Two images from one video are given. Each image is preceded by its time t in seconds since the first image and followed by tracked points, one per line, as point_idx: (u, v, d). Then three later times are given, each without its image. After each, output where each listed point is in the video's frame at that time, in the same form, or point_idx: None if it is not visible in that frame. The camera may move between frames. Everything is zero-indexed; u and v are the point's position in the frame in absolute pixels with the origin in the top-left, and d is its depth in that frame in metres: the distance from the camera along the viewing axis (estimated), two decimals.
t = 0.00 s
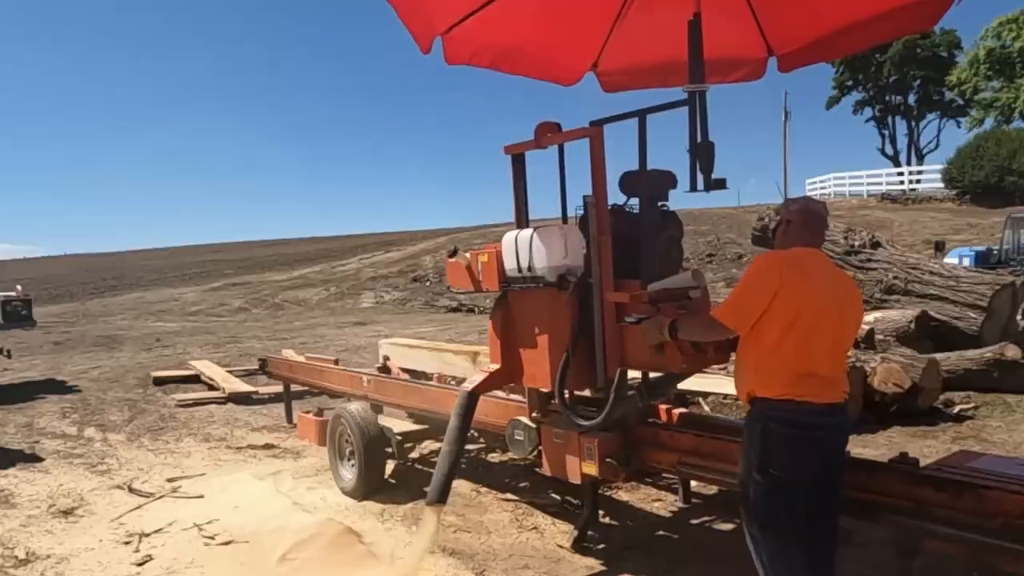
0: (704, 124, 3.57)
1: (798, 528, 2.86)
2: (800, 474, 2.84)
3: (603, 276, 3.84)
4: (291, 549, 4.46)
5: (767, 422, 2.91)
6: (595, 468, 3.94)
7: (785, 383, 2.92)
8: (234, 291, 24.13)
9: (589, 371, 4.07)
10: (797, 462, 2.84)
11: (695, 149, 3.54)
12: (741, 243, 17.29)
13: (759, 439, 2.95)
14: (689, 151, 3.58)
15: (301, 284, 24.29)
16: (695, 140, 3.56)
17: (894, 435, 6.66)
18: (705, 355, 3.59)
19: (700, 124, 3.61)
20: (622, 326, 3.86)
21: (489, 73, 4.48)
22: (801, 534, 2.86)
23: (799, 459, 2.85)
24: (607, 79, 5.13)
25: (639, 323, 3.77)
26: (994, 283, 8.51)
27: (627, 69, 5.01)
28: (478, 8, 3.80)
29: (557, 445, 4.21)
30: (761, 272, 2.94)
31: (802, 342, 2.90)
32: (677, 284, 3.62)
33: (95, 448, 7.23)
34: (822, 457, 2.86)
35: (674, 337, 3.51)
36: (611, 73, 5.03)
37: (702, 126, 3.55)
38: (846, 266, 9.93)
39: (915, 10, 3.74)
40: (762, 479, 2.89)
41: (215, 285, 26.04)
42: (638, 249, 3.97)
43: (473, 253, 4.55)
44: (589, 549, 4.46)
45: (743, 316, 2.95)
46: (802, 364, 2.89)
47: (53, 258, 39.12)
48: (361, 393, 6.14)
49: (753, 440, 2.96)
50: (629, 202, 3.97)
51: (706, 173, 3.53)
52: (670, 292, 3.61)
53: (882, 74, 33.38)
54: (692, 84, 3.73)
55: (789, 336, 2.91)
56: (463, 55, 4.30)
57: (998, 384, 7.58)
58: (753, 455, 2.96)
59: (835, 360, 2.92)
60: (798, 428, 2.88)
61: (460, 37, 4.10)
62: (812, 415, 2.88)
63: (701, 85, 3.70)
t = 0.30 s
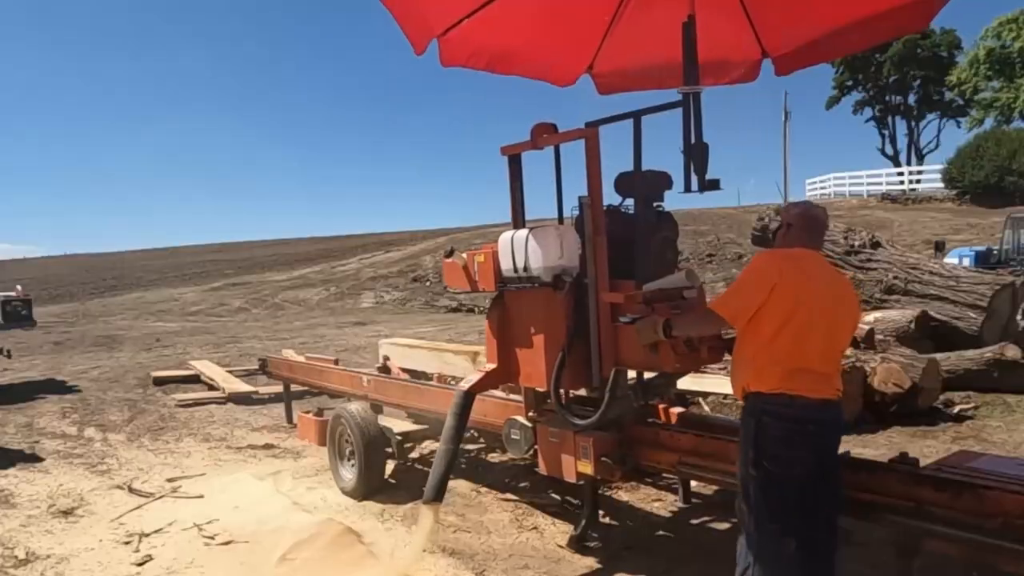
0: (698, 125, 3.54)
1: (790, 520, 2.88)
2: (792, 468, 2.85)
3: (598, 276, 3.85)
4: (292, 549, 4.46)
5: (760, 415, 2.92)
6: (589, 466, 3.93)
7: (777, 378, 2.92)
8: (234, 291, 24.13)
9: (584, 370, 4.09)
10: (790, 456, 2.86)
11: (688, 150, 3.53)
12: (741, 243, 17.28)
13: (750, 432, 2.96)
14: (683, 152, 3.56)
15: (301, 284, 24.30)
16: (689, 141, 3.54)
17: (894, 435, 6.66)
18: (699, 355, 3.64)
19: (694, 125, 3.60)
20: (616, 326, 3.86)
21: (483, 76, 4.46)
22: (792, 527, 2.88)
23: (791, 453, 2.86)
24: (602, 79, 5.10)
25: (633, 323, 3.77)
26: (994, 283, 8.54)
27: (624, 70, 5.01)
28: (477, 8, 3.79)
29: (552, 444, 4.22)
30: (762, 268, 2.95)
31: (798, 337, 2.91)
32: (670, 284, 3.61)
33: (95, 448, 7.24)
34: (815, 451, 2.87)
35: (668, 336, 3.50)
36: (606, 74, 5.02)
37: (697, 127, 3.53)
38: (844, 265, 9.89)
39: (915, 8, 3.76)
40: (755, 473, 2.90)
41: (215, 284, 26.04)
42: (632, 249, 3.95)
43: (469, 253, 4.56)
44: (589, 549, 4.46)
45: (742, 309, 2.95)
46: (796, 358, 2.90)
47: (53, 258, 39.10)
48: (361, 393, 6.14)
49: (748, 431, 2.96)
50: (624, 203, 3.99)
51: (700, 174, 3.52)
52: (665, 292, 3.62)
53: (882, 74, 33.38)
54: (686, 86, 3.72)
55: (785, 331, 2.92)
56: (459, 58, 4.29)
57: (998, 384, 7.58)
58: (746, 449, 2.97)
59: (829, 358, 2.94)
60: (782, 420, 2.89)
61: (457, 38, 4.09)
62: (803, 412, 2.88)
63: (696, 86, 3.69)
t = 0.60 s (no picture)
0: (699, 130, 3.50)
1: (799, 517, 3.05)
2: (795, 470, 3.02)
3: (593, 276, 3.87)
4: (292, 549, 4.47)
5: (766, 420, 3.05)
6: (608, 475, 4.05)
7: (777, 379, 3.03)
8: (234, 291, 24.12)
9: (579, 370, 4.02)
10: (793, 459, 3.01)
11: (683, 152, 3.49)
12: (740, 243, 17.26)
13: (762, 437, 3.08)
14: (678, 153, 3.52)
15: (301, 285, 24.28)
16: (685, 142, 3.52)
17: (894, 436, 6.66)
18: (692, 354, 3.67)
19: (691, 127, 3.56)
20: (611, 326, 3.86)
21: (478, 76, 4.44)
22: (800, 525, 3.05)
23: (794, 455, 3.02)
24: (594, 79, 5.08)
25: (625, 324, 3.78)
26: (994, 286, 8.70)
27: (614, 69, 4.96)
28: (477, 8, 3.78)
29: (548, 443, 4.37)
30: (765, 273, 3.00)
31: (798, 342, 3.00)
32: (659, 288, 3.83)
33: (95, 449, 7.24)
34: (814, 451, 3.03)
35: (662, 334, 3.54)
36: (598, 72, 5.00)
37: (696, 131, 3.49)
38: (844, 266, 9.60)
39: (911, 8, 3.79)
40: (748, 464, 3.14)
41: (216, 285, 26.08)
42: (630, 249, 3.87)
43: (467, 257, 4.62)
44: (589, 550, 4.46)
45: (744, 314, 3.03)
46: (796, 361, 3.01)
47: (55, 259, 39.18)
48: (361, 393, 6.15)
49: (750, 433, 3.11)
50: (619, 203, 3.85)
51: (696, 176, 3.49)
52: (658, 291, 3.83)
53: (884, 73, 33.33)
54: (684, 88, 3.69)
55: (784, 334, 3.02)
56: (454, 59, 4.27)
57: (999, 385, 7.57)
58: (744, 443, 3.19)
59: (826, 360, 3.05)
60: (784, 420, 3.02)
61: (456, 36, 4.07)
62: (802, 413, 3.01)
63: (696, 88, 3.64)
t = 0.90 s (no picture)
0: (714, 129, 3.52)
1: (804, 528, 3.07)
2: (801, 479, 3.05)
3: (614, 287, 3.85)
4: (293, 554, 4.45)
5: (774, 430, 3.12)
6: (604, 476, 4.05)
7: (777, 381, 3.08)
8: (235, 295, 24.11)
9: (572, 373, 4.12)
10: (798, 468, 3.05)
11: (703, 153, 3.48)
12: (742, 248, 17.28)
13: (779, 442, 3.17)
14: (695, 154, 3.51)
15: (302, 289, 24.27)
16: (691, 143, 3.51)
17: (896, 440, 6.66)
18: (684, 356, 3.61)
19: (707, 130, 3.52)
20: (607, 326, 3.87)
21: (479, 73, 4.39)
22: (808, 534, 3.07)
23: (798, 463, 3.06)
24: (590, 78, 5.04)
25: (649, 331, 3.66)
26: (997, 290, 8.72)
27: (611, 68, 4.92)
28: None
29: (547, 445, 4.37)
30: (765, 273, 3.10)
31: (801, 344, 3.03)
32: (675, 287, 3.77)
33: (96, 453, 7.23)
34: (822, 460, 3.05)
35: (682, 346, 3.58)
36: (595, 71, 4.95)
37: (713, 130, 3.50)
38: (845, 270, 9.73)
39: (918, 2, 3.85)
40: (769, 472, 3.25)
41: (217, 289, 26.07)
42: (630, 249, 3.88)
43: (480, 266, 4.54)
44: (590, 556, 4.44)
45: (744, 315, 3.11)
46: (797, 364, 3.04)
47: (56, 262, 39.16)
48: (362, 396, 6.15)
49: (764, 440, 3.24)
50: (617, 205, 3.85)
51: (714, 178, 3.47)
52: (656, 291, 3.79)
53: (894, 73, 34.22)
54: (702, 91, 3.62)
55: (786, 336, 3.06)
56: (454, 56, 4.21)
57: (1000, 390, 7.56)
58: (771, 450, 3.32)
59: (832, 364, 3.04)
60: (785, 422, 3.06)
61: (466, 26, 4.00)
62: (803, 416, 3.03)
63: (715, 89, 3.60)
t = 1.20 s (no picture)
0: (704, 131, 3.57)
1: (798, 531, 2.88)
2: (797, 482, 2.86)
3: (605, 287, 3.86)
4: (293, 557, 4.44)
5: (767, 433, 2.94)
6: (596, 475, 4.00)
7: (767, 380, 2.95)
8: (237, 297, 24.13)
9: (589, 387, 4.08)
10: (795, 470, 2.87)
11: (694, 156, 3.55)
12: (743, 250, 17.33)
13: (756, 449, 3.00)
14: (688, 159, 3.59)
15: (303, 291, 24.29)
16: (695, 147, 3.56)
17: (897, 443, 6.65)
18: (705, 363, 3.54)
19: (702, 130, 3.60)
20: (623, 334, 3.84)
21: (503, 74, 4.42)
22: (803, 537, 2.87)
23: (797, 464, 2.87)
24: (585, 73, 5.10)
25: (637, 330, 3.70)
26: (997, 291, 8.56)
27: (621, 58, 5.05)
28: None
29: (558, 453, 4.24)
30: (761, 275, 2.95)
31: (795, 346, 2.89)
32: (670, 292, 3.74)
33: (97, 455, 7.23)
34: (823, 461, 2.87)
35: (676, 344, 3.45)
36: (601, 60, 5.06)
37: (704, 132, 3.55)
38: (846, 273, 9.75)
39: None
40: (775, 491, 2.90)
41: (218, 291, 26.09)
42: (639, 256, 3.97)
43: (474, 266, 4.56)
44: (591, 558, 4.42)
45: (737, 313, 2.95)
46: (789, 365, 2.91)
47: (57, 264, 39.18)
48: (364, 400, 6.15)
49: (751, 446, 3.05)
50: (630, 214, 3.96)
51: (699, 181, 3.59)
52: (671, 300, 3.74)
53: (887, 82, 35.97)
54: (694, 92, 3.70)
55: (779, 337, 2.92)
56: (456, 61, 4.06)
57: (1001, 392, 7.55)
58: (760, 463, 2.99)
59: (829, 368, 2.90)
60: (776, 422, 2.93)
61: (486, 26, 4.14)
62: (793, 418, 2.90)
63: (705, 92, 3.65)
